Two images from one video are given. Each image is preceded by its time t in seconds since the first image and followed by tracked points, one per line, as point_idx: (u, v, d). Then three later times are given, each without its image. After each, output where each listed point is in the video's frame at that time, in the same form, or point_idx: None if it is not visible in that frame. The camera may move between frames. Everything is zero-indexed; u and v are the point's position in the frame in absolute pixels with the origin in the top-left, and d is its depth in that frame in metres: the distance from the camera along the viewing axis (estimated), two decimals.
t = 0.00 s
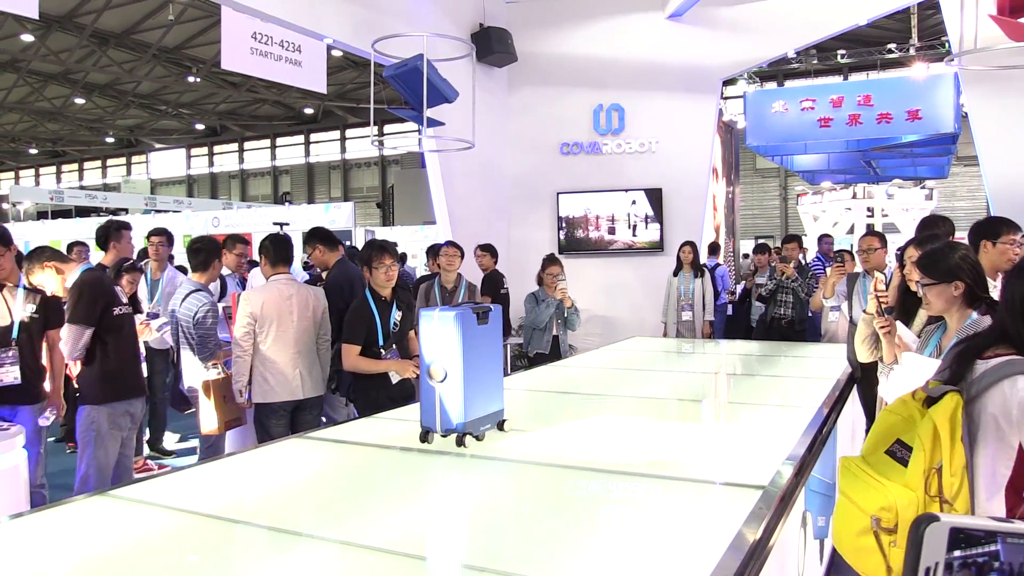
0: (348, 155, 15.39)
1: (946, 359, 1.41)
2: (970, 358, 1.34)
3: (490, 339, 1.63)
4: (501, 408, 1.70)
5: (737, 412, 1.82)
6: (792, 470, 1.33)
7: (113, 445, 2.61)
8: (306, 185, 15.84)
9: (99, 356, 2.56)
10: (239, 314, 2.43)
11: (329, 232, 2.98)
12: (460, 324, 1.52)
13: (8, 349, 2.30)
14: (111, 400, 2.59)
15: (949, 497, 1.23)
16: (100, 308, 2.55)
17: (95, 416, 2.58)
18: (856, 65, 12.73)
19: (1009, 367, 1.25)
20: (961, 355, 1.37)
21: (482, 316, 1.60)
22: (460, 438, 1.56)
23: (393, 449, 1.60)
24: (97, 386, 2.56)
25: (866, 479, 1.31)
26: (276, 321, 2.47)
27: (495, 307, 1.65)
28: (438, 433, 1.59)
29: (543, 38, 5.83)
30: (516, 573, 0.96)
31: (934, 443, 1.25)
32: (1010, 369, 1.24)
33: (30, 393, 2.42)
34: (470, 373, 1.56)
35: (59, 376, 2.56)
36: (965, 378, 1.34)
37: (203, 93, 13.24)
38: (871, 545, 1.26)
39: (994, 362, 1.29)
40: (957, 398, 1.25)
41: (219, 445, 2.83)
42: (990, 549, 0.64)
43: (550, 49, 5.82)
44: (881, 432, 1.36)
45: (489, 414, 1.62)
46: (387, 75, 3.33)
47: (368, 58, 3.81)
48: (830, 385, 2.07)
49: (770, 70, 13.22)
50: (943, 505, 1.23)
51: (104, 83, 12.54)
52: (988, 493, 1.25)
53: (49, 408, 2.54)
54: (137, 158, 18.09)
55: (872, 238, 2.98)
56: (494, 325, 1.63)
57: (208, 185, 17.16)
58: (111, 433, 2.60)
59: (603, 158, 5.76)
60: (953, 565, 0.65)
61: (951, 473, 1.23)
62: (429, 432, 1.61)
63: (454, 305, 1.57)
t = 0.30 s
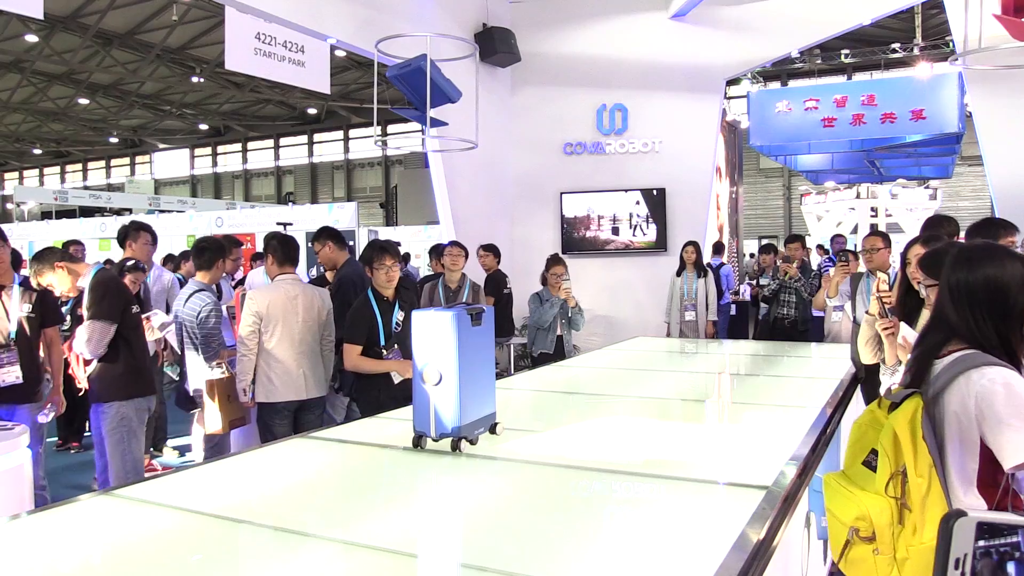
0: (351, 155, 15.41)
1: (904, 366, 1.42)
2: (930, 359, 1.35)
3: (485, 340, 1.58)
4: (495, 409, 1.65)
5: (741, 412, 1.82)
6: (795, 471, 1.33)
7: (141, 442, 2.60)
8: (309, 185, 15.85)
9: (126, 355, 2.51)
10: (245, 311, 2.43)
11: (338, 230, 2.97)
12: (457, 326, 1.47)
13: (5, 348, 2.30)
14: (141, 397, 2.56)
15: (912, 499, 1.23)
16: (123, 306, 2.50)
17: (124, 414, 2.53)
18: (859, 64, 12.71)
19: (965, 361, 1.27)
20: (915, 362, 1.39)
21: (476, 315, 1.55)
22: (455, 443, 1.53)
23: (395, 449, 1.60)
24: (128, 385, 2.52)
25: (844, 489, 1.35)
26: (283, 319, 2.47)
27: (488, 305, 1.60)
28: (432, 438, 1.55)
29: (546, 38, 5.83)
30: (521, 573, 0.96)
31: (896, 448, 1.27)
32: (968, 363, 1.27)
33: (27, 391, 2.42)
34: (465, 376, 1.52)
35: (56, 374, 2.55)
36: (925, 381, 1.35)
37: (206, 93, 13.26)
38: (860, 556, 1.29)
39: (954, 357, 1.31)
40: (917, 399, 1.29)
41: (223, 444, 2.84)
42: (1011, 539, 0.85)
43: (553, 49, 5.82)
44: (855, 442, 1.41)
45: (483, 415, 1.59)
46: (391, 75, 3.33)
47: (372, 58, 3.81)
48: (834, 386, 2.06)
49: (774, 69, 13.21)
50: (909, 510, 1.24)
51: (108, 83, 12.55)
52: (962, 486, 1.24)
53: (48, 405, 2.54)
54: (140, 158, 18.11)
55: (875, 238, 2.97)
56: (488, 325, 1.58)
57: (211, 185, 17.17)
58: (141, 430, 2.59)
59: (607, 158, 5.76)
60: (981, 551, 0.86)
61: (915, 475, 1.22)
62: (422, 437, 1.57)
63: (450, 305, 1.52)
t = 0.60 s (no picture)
0: (354, 155, 15.44)
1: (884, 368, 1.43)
2: (911, 361, 1.36)
3: (479, 343, 1.57)
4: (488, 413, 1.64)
5: (744, 412, 1.82)
6: (799, 472, 1.33)
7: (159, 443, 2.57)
8: (312, 185, 15.88)
9: (147, 357, 2.49)
10: (252, 310, 2.43)
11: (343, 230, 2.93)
12: (453, 328, 1.47)
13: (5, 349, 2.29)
14: (162, 399, 2.54)
15: (907, 505, 1.24)
16: (145, 308, 2.48)
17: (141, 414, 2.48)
18: (862, 64, 12.70)
19: (949, 363, 1.28)
20: (897, 359, 1.41)
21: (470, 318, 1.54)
22: (450, 447, 1.51)
23: (397, 449, 1.61)
24: (149, 388, 2.49)
25: (836, 499, 1.32)
26: (290, 320, 2.47)
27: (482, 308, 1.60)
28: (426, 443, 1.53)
29: (550, 38, 5.83)
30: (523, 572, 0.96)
31: (887, 454, 1.27)
32: (950, 365, 1.27)
33: (27, 392, 2.41)
34: (460, 379, 1.51)
35: (56, 372, 2.52)
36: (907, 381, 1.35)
37: (210, 94, 13.28)
38: (859, 565, 1.28)
39: (938, 357, 1.32)
40: (904, 405, 1.29)
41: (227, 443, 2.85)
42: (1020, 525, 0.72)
43: (556, 48, 5.82)
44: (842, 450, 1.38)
45: (477, 420, 1.57)
46: (394, 75, 3.33)
47: (374, 58, 3.81)
48: (837, 385, 2.07)
49: (777, 69, 13.19)
50: (903, 515, 1.24)
51: (111, 83, 12.58)
52: (954, 484, 1.24)
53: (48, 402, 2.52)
54: (144, 158, 18.16)
55: (879, 237, 2.97)
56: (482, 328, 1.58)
57: (215, 185, 17.20)
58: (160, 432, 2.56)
59: (610, 158, 5.76)
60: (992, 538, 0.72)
61: (909, 480, 1.23)
62: (416, 443, 1.55)
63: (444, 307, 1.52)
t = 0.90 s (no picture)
0: (358, 155, 15.43)
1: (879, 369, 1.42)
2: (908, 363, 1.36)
3: (473, 346, 1.55)
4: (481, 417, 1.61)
5: (747, 411, 1.83)
6: (802, 473, 1.32)
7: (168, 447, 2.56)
8: (316, 185, 15.90)
9: (166, 364, 2.48)
10: (258, 310, 2.43)
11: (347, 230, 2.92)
12: (450, 331, 1.45)
13: (7, 348, 2.28)
14: (173, 406, 2.53)
15: (907, 509, 1.21)
16: (168, 315, 2.46)
17: (152, 419, 2.47)
18: (867, 64, 12.70)
19: (945, 363, 1.28)
20: (892, 359, 1.41)
21: (466, 320, 1.52)
22: (445, 452, 1.47)
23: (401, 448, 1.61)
24: (164, 394, 2.48)
25: (834, 504, 1.29)
26: (293, 321, 2.47)
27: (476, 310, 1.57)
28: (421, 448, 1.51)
29: (553, 38, 5.83)
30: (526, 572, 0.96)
31: (884, 458, 1.25)
32: (943, 366, 1.28)
33: (30, 390, 2.41)
34: (454, 381, 1.48)
35: (57, 368, 2.51)
36: (904, 384, 1.35)
37: (214, 94, 13.31)
38: (859, 572, 1.25)
39: (934, 357, 1.32)
40: (898, 407, 1.28)
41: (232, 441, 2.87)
42: None
43: (559, 48, 5.82)
44: (837, 454, 1.35)
45: (471, 423, 1.55)
46: (397, 75, 3.33)
47: (378, 58, 3.82)
48: (841, 384, 2.07)
49: (781, 69, 13.19)
50: (903, 520, 1.22)
51: (116, 84, 12.60)
52: (950, 482, 1.26)
53: (49, 397, 2.52)
54: (149, 158, 18.18)
55: (882, 238, 2.96)
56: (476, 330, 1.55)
57: (219, 185, 17.22)
58: (169, 436, 2.54)
59: (613, 157, 5.75)
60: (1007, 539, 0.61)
61: (908, 482, 1.21)
62: (409, 447, 1.53)
63: (437, 308, 1.48)
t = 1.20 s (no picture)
0: (369, 155, 15.45)
1: (887, 370, 1.41)
2: (917, 364, 1.34)
3: (473, 347, 1.46)
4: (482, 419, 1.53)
5: (759, 411, 1.82)
6: (812, 473, 1.31)
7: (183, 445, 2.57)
8: (328, 184, 15.94)
9: (183, 366, 2.50)
10: (275, 311, 2.43)
11: (356, 228, 2.87)
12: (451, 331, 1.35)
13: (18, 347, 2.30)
14: (187, 406, 2.54)
15: (914, 509, 1.21)
16: (183, 318, 2.47)
17: (166, 418, 2.49)
18: (879, 62, 12.63)
19: (953, 364, 1.27)
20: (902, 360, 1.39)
21: (466, 320, 1.42)
22: (449, 457, 1.41)
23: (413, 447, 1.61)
24: (180, 395, 2.51)
25: (841, 504, 1.27)
26: (308, 322, 2.47)
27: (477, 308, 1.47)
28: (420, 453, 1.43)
29: (563, 37, 5.82)
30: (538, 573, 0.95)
31: (891, 458, 1.24)
32: (954, 365, 1.27)
33: (42, 388, 2.43)
34: (455, 384, 1.39)
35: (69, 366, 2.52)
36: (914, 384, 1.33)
37: (226, 94, 13.39)
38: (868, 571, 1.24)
39: (945, 357, 1.31)
40: (907, 408, 1.27)
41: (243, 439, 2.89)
42: None
43: (570, 47, 5.81)
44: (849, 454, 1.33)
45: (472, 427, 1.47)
46: (408, 75, 3.33)
47: (389, 58, 3.82)
48: (853, 384, 2.06)
49: (793, 67, 13.13)
50: (909, 519, 1.21)
51: (129, 84, 12.68)
52: (960, 482, 1.27)
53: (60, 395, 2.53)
54: (161, 158, 18.28)
55: (894, 237, 2.94)
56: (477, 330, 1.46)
57: (231, 185, 17.30)
58: (184, 435, 2.56)
59: (624, 157, 5.74)
60: None
61: (915, 483, 1.21)
62: (409, 453, 1.44)
63: (439, 307, 1.40)
